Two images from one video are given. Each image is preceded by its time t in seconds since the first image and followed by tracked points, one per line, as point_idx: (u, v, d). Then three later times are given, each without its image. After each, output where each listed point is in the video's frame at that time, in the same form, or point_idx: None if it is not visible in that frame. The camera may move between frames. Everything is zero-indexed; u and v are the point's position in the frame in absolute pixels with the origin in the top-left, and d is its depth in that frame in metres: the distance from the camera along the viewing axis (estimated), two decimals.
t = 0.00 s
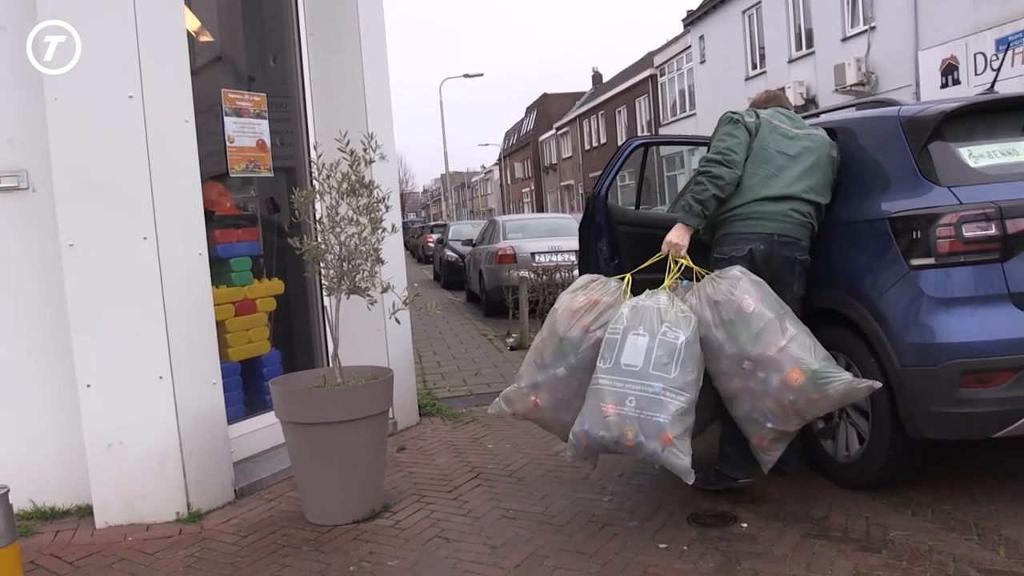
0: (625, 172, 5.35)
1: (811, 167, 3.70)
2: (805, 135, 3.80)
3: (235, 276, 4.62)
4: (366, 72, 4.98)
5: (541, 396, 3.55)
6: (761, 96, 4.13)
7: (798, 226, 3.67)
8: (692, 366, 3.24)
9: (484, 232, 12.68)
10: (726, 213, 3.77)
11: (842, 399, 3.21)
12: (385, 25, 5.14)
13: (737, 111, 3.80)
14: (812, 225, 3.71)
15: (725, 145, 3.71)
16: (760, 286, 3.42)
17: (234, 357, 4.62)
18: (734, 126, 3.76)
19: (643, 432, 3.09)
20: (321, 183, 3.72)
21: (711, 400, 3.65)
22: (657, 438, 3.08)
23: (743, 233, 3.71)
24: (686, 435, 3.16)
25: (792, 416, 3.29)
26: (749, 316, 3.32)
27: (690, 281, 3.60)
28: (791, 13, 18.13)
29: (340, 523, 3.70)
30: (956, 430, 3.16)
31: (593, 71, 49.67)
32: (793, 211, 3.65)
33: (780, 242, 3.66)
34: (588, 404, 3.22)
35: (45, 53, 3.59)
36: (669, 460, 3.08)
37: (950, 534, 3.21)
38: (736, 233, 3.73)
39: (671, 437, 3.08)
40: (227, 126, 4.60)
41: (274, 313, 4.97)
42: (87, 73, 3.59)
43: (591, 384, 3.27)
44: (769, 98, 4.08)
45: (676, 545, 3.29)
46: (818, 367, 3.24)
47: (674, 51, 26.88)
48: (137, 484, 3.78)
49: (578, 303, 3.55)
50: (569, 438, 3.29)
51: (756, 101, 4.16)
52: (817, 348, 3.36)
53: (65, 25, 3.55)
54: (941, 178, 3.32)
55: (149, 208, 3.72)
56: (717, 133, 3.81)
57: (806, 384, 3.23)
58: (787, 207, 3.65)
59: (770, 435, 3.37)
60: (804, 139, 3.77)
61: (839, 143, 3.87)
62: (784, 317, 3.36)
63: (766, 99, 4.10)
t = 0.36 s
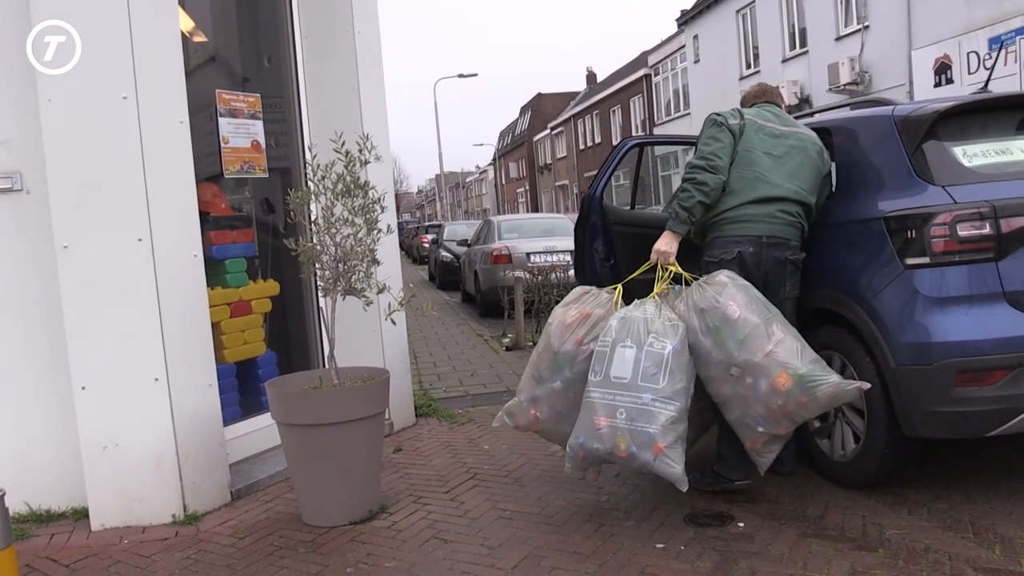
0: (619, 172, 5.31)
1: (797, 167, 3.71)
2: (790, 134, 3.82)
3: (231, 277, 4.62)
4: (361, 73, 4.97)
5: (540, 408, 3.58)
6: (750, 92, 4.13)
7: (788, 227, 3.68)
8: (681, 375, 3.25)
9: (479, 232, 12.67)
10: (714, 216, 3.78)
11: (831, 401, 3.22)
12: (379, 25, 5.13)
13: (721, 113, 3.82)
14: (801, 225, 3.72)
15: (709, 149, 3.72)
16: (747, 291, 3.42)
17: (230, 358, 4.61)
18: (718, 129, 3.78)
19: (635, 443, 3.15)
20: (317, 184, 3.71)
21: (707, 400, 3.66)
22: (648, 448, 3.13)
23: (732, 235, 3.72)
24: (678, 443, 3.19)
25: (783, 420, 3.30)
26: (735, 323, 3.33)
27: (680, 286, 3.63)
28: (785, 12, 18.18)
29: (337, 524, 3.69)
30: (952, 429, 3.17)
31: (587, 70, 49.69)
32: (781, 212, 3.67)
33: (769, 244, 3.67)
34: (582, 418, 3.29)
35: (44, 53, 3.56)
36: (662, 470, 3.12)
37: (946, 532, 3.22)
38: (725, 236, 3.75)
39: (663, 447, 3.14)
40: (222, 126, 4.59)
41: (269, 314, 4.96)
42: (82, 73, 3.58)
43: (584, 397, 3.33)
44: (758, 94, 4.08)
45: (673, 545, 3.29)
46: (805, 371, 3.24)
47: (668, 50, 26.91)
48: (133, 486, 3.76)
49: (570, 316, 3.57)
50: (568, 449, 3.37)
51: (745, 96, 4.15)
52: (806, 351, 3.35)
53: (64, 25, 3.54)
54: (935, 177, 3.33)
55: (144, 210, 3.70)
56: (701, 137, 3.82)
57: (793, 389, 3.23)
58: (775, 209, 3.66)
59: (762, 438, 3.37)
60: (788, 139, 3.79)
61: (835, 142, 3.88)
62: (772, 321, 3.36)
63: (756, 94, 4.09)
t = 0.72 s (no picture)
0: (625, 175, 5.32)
1: (797, 170, 3.74)
2: (789, 139, 3.85)
3: (236, 279, 4.62)
4: (367, 74, 4.98)
5: (543, 410, 3.59)
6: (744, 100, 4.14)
7: (792, 228, 3.69)
8: (680, 380, 3.25)
9: (484, 234, 12.68)
10: (717, 218, 3.77)
11: (831, 409, 3.20)
12: (384, 27, 5.14)
13: (721, 117, 3.83)
14: (805, 226, 3.73)
15: (711, 152, 3.73)
16: (748, 297, 3.41)
17: (236, 360, 4.61)
18: (719, 132, 3.79)
19: (632, 448, 3.15)
20: (322, 186, 3.72)
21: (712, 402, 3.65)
22: (645, 453, 3.13)
23: (738, 238, 3.71)
24: (676, 448, 3.19)
25: (783, 426, 3.29)
26: (734, 329, 3.32)
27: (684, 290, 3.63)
28: (790, 14, 18.17)
29: (343, 526, 3.69)
30: (959, 432, 3.16)
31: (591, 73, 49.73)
32: (785, 213, 3.67)
33: (776, 245, 3.67)
34: (580, 420, 3.30)
35: (45, 53, 3.59)
36: (658, 475, 3.12)
37: (953, 536, 3.21)
38: (731, 239, 3.74)
39: (660, 452, 3.13)
40: (228, 128, 4.60)
41: (275, 316, 4.96)
42: (89, 76, 3.60)
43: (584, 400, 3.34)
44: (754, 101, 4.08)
45: (679, 548, 3.29)
46: (804, 378, 3.22)
47: (673, 52, 26.91)
48: (139, 488, 3.77)
49: (574, 320, 3.57)
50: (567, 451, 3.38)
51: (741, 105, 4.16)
52: (806, 357, 3.33)
53: (66, 25, 3.56)
54: (942, 179, 3.32)
55: (151, 212, 3.72)
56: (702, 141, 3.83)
57: (792, 396, 3.22)
58: (779, 210, 3.67)
59: (762, 444, 3.37)
60: (787, 143, 3.83)
61: (842, 145, 3.87)
62: (772, 327, 3.34)
63: (751, 101, 4.10)
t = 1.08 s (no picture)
0: (629, 178, 5.31)
1: (805, 175, 3.74)
2: (796, 145, 3.87)
3: (241, 284, 4.63)
4: (372, 80, 4.99)
5: (551, 415, 3.58)
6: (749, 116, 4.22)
7: (800, 231, 3.67)
8: (691, 380, 3.25)
9: (488, 239, 12.69)
10: (724, 222, 3.78)
11: (843, 409, 3.18)
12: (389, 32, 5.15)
13: (727, 124, 3.88)
14: (813, 230, 3.71)
15: (717, 156, 3.76)
16: (759, 298, 3.42)
17: (241, 365, 4.62)
18: (725, 138, 3.83)
19: (643, 447, 3.13)
20: (328, 191, 3.73)
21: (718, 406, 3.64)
22: (657, 453, 3.11)
23: (745, 240, 3.70)
24: (687, 448, 3.18)
25: (794, 427, 3.28)
26: (746, 329, 3.31)
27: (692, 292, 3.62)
28: (794, 17, 18.16)
29: (348, 531, 3.69)
30: (964, 436, 3.15)
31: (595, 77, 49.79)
32: (792, 216, 3.67)
33: (783, 248, 3.66)
34: (590, 420, 3.28)
35: (46, 55, 3.61)
36: (670, 475, 3.10)
37: (960, 541, 3.19)
38: (738, 242, 3.73)
39: (671, 451, 3.11)
40: (234, 133, 4.63)
41: (280, 320, 4.97)
42: (94, 81, 3.61)
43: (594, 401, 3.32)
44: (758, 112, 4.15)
45: (684, 553, 3.28)
46: (816, 378, 3.21)
47: (677, 56, 26.92)
48: (145, 493, 3.78)
49: (582, 324, 3.58)
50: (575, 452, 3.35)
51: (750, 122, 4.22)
52: (816, 358, 3.32)
53: (61, 23, 3.57)
54: (948, 183, 3.31)
55: (157, 217, 3.73)
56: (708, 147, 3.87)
57: (804, 396, 3.21)
58: (786, 212, 3.66)
59: (772, 446, 3.36)
60: (795, 149, 3.84)
61: (847, 149, 3.87)
62: (782, 327, 3.35)
63: (755, 114, 4.17)
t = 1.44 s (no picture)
0: (630, 182, 5.31)
1: (813, 179, 3.76)
2: (808, 152, 3.90)
3: (241, 289, 4.64)
4: (372, 85, 5.00)
5: (551, 408, 3.58)
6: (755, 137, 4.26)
7: (807, 233, 3.66)
8: (690, 371, 3.25)
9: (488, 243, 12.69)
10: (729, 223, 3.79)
11: (843, 405, 3.15)
12: (389, 38, 5.16)
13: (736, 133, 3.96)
14: (820, 233, 3.69)
15: (724, 160, 3.82)
16: (762, 294, 3.42)
17: (241, 370, 4.62)
18: (733, 146, 3.90)
19: (639, 436, 3.10)
20: (327, 196, 3.73)
21: (719, 410, 3.64)
22: (652, 441, 3.09)
23: (749, 240, 3.71)
24: (683, 440, 3.15)
25: (793, 423, 3.25)
26: (747, 323, 3.32)
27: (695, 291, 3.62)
28: (793, 21, 18.20)
29: (348, 536, 3.69)
30: (965, 440, 3.15)
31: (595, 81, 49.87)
32: (798, 217, 3.66)
33: (786, 248, 3.65)
34: (588, 409, 3.26)
35: (46, 54, 3.61)
36: (665, 464, 3.07)
37: (962, 544, 3.19)
38: (742, 241, 3.73)
39: (667, 441, 3.09)
40: (234, 139, 4.63)
41: (279, 325, 4.97)
42: (94, 86, 3.62)
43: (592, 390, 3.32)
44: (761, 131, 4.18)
45: (685, 557, 3.27)
46: (816, 373, 3.20)
47: (676, 60, 26.96)
48: (145, 499, 3.77)
49: (585, 317, 3.59)
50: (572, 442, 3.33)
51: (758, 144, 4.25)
52: (817, 354, 3.32)
53: (61, 22, 3.57)
54: (947, 186, 3.31)
55: (157, 223, 3.73)
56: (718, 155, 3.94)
57: (804, 390, 3.19)
58: (793, 214, 3.66)
59: (771, 442, 3.33)
60: (804, 155, 3.87)
61: (846, 154, 3.87)
62: (784, 323, 3.35)
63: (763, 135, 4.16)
